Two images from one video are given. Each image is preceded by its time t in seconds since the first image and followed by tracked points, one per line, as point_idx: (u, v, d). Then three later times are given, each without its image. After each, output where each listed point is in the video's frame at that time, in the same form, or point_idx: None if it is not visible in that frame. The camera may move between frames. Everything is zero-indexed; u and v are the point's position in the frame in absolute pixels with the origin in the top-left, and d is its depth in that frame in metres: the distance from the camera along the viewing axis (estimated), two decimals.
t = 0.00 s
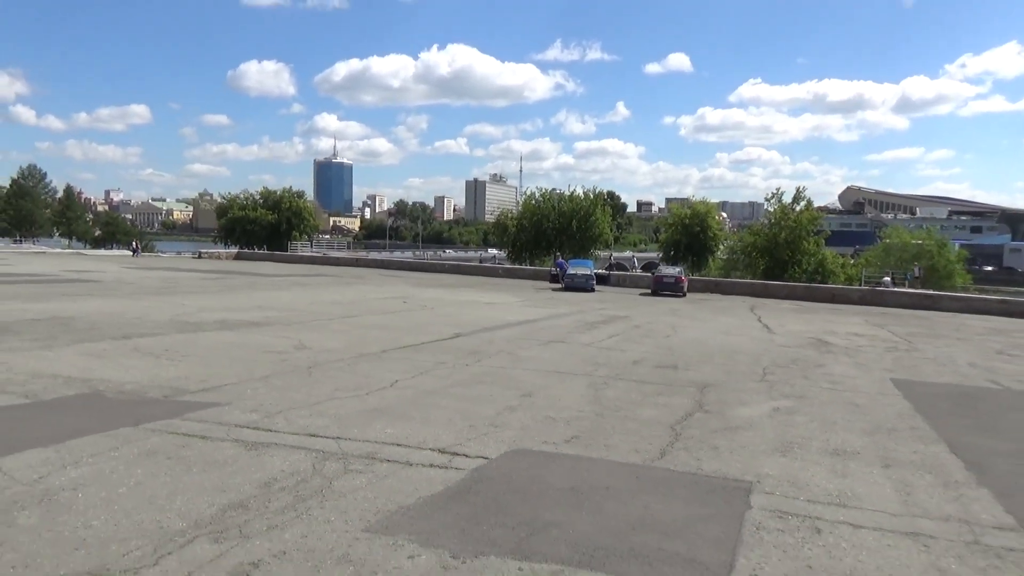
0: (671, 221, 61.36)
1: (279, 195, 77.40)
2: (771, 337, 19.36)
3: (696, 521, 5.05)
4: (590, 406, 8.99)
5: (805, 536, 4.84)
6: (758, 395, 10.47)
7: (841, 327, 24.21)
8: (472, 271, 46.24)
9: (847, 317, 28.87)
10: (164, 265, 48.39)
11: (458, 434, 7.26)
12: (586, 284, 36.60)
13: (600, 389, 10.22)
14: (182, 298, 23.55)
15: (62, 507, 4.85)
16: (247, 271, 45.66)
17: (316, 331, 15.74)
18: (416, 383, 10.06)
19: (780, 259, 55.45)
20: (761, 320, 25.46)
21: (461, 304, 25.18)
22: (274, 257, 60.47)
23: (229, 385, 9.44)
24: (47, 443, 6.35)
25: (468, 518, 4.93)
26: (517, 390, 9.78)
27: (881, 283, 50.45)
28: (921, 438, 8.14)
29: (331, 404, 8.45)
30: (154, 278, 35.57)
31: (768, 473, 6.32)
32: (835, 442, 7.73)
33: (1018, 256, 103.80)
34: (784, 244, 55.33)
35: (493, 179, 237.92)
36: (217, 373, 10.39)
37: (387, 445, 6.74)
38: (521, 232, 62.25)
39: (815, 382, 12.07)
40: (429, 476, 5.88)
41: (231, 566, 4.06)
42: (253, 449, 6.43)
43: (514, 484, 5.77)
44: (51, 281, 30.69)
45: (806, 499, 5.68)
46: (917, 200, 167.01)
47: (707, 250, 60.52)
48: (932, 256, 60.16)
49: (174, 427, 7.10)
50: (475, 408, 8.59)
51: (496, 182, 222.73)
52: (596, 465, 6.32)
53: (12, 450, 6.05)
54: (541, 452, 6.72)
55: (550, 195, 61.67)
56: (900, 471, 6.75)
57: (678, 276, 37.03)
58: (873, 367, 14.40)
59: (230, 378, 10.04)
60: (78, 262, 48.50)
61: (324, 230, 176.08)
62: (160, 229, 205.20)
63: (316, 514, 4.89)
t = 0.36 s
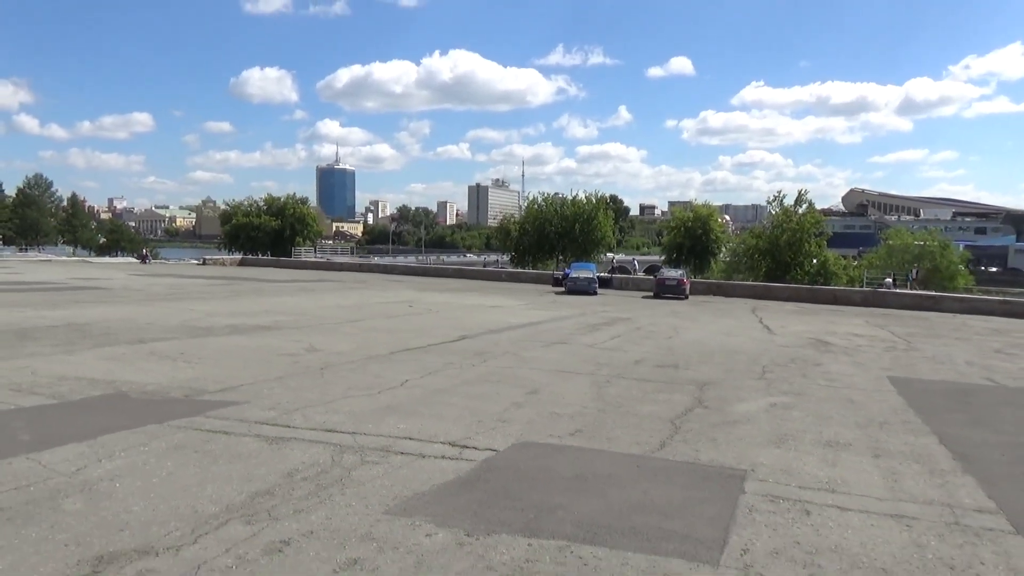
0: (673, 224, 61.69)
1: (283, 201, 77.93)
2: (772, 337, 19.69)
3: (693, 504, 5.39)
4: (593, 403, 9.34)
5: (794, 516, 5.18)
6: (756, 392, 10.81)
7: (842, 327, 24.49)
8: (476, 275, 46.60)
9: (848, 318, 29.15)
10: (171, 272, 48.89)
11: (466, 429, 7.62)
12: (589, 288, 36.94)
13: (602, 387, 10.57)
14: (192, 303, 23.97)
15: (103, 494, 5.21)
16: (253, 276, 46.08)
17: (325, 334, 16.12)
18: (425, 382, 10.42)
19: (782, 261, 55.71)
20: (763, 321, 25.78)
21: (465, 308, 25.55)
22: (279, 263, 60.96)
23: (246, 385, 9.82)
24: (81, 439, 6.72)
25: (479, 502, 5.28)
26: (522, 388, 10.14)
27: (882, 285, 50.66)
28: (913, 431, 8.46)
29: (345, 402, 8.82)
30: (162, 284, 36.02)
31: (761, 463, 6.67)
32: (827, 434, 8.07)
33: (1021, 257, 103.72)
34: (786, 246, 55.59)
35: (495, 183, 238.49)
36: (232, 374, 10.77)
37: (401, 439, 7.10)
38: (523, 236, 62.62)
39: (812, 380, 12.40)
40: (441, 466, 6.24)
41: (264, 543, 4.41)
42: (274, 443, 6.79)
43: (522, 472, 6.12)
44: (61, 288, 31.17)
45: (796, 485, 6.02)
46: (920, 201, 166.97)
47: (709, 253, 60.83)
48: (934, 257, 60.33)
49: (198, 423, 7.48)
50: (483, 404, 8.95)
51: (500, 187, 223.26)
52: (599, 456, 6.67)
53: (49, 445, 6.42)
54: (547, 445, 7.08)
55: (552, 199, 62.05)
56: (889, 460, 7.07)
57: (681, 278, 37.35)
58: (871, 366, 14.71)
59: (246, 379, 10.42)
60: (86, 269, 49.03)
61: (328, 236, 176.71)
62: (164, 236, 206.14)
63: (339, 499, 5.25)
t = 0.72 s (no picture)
0: (675, 226, 62.03)
1: (287, 205, 78.40)
2: (771, 337, 20.02)
3: (687, 490, 5.74)
4: (594, 399, 9.69)
5: (781, 501, 5.52)
6: (752, 388, 11.15)
7: (842, 327, 24.82)
8: (480, 278, 46.96)
9: (848, 318, 29.46)
10: (177, 276, 49.33)
11: (473, 424, 7.99)
12: (592, 289, 37.29)
13: (603, 384, 10.93)
14: (200, 307, 24.38)
15: (134, 483, 5.57)
16: (259, 280, 46.49)
17: (333, 336, 16.50)
18: (432, 381, 10.79)
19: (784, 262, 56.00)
20: (764, 321, 26.10)
21: (470, 309, 25.92)
22: (284, 266, 61.39)
23: (259, 385, 10.19)
24: (107, 434, 7.08)
25: (485, 490, 5.63)
26: (526, 386, 10.50)
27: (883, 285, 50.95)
28: (900, 424, 8.81)
29: (355, 400, 9.19)
30: (170, 288, 36.45)
31: (753, 453, 7.01)
32: (818, 427, 8.42)
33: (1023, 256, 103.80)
34: (788, 247, 55.88)
35: (498, 185, 238.93)
36: (245, 374, 11.15)
37: (409, 433, 7.47)
38: (526, 239, 62.97)
39: (808, 377, 12.74)
40: (449, 458, 6.60)
41: (286, 526, 4.76)
42: (290, 437, 7.16)
43: (525, 463, 6.47)
44: (71, 293, 31.57)
45: (785, 474, 6.36)
46: (922, 201, 167.03)
47: (711, 254, 61.14)
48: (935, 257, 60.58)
49: (216, 420, 7.85)
50: (488, 401, 9.31)
51: (503, 189, 223.70)
52: (599, 448, 7.02)
53: (78, 439, 6.78)
54: (549, 438, 7.44)
55: (555, 202, 62.42)
56: (875, 451, 7.41)
57: (682, 279, 37.69)
58: (866, 364, 15.05)
59: (259, 379, 10.79)
60: (93, 274, 49.50)
61: (331, 240, 177.27)
62: (168, 241, 206.83)
63: (354, 487, 5.60)
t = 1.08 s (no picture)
0: (677, 222, 62.27)
1: (291, 202, 78.81)
2: (767, 332, 20.36)
3: (669, 472, 6.10)
4: (589, 390, 10.05)
5: (757, 483, 5.87)
6: (743, 380, 11.48)
7: (839, 322, 25.12)
8: (482, 274, 47.33)
9: (846, 313, 29.75)
10: (183, 272, 49.80)
11: (470, 413, 8.36)
12: (593, 285, 37.62)
13: (597, 376, 11.28)
14: (207, 302, 24.79)
15: (152, 464, 5.94)
16: (265, 276, 47.01)
17: (337, 330, 16.89)
18: (432, 372, 11.15)
19: (785, 258, 56.23)
20: (762, 316, 26.41)
21: (472, 305, 26.30)
22: (288, 262, 61.86)
23: (264, 377, 10.55)
24: (123, 420, 7.47)
25: (480, 471, 6.00)
26: (522, 378, 10.86)
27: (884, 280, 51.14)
28: (882, 413, 9.15)
29: (358, 390, 9.55)
30: (176, 284, 36.90)
31: (736, 439, 7.38)
32: (802, 416, 8.75)
33: None
34: (789, 243, 56.12)
35: (502, 181, 239.06)
36: (251, 367, 11.54)
37: (410, 421, 7.82)
38: (529, 235, 63.28)
39: (799, 369, 13.08)
40: (447, 443, 6.97)
41: (294, 503, 5.12)
42: (296, 424, 7.53)
43: (518, 448, 6.84)
44: (79, 289, 32.03)
45: (765, 458, 6.71)
46: (926, 196, 166.64)
47: (713, 250, 61.37)
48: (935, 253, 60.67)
49: (225, 408, 8.22)
50: (486, 392, 9.68)
51: (506, 185, 223.92)
52: (590, 434, 7.37)
53: (96, 426, 7.17)
54: (544, 425, 7.80)
55: (557, 198, 62.71)
56: (854, 438, 7.76)
57: (683, 275, 38.00)
58: (859, 357, 15.37)
59: (265, 371, 11.18)
60: (100, 270, 50.00)
61: (335, 237, 177.92)
62: (172, 237, 207.51)
63: (356, 468, 5.97)
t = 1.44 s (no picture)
0: (675, 221, 62.64)
1: (290, 201, 79.14)
2: (762, 329, 20.72)
3: (661, 458, 6.46)
4: (586, 384, 10.41)
5: (743, 468, 6.23)
6: (736, 375, 11.84)
7: (834, 320, 25.48)
8: (481, 273, 47.67)
9: (842, 312, 30.12)
10: (183, 272, 50.17)
11: (472, 405, 8.71)
12: (592, 284, 38.00)
13: (594, 372, 11.64)
14: (209, 301, 25.12)
15: (173, 452, 6.29)
16: (266, 275, 47.37)
17: (340, 328, 17.24)
18: (434, 368, 11.50)
19: (783, 256, 56.59)
20: (758, 315, 26.77)
21: (471, 303, 26.64)
22: (288, 262, 62.18)
23: (272, 372, 10.90)
24: (140, 412, 7.82)
25: (482, 458, 6.35)
26: (522, 373, 11.20)
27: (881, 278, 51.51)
28: (869, 405, 9.51)
29: (364, 385, 9.92)
30: (178, 283, 37.24)
31: (726, 429, 7.74)
32: (790, 408, 9.11)
33: None
34: (786, 242, 56.50)
35: (500, 180, 239.42)
36: (259, 363, 11.89)
37: (414, 413, 8.16)
38: (528, 234, 63.62)
39: (790, 365, 13.44)
40: (451, 433, 7.32)
41: (309, 486, 5.47)
42: (306, 416, 7.89)
43: (518, 437, 7.19)
44: (82, 288, 32.37)
45: (752, 446, 7.07)
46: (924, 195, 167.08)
47: (711, 249, 61.73)
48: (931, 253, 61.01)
49: (237, 402, 8.57)
50: (486, 385, 10.04)
51: (504, 184, 224.23)
52: (587, 425, 7.72)
53: (116, 417, 7.53)
54: (542, 417, 8.16)
55: (556, 198, 63.07)
56: (839, 428, 8.12)
57: (681, 274, 38.39)
58: (850, 353, 15.75)
59: (272, 367, 11.54)
60: (101, 269, 50.33)
61: (334, 237, 178.24)
62: (171, 237, 207.78)
63: (365, 456, 6.32)
